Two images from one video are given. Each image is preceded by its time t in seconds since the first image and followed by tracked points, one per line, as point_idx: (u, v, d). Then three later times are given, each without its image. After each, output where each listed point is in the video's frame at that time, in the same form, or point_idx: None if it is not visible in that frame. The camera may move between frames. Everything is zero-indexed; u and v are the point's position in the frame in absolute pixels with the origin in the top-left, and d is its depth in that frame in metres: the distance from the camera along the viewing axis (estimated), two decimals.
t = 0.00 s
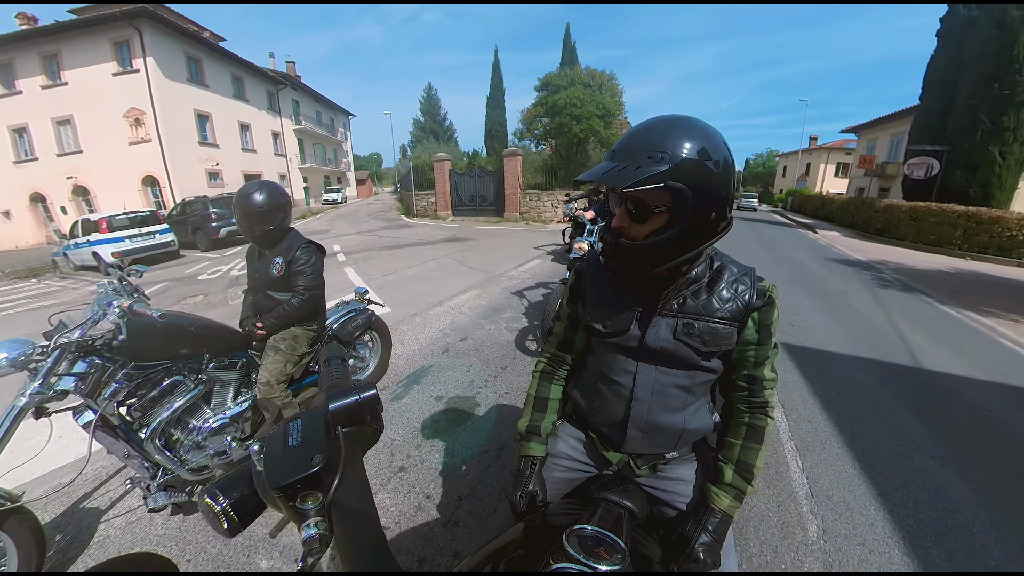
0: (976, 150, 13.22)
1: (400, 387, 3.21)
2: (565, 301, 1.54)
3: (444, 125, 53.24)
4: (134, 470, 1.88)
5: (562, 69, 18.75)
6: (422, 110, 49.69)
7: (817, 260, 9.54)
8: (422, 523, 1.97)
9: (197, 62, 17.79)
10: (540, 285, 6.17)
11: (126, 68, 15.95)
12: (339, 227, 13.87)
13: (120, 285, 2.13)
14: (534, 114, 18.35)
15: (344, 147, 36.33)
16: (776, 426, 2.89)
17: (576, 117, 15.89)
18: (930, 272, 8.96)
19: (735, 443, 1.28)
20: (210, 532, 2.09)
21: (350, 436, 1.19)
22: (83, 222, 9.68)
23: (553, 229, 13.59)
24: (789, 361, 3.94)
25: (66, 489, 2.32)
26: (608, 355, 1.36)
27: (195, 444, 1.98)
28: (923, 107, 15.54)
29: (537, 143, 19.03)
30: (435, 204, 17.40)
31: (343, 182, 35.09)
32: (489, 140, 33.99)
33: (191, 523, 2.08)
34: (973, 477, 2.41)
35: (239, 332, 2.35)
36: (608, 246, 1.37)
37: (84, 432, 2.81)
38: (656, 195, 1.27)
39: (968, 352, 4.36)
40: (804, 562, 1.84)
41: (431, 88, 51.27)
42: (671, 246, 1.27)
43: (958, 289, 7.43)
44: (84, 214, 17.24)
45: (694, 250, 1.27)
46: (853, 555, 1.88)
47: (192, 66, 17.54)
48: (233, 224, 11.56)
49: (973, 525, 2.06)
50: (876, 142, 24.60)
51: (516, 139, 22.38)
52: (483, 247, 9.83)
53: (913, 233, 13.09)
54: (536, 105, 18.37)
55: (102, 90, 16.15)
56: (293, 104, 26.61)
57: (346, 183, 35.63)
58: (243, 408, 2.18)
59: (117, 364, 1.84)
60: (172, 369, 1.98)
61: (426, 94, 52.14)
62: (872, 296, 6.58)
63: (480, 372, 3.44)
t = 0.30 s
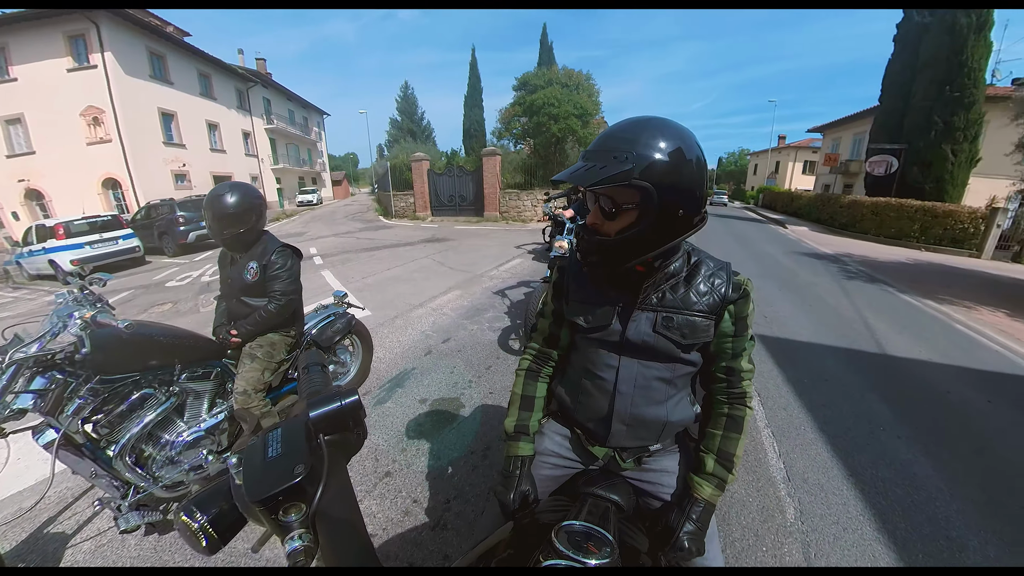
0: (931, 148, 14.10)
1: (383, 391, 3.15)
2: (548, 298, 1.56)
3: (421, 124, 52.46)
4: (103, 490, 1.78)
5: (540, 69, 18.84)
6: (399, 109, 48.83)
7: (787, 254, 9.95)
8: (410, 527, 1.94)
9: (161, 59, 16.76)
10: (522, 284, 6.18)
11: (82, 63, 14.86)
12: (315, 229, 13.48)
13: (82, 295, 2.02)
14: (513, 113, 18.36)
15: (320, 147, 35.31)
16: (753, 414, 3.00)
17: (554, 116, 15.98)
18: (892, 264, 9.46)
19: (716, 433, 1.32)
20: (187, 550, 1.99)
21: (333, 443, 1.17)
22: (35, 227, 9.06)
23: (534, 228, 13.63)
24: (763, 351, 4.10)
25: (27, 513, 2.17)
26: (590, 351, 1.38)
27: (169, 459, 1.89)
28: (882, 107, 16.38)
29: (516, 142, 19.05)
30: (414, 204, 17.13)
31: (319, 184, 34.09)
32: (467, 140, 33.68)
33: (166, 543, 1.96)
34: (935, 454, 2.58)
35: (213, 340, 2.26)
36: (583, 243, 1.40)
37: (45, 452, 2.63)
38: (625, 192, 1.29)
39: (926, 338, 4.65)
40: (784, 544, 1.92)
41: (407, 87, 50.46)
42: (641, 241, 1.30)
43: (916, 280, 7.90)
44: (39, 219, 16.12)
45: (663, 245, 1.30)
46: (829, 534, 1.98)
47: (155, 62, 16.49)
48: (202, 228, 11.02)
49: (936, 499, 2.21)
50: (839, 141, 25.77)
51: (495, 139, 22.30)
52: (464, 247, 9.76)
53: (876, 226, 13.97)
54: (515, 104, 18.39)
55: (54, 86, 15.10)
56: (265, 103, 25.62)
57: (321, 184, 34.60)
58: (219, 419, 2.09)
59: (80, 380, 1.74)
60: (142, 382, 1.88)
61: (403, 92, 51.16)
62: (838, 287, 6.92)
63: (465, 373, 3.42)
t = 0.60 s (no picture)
0: (890, 148, 14.66)
1: (366, 396, 3.08)
2: (530, 296, 1.56)
3: (399, 124, 51.53)
4: (69, 512, 1.68)
5: (517, 68, 18.86)
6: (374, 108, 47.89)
7: (759, 249, 10.32)
8: (397, 534, 1.91)
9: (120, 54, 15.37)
10: (503, 284, 6.18)
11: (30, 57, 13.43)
12: (290, 231, 13.06)
13: (40, 307, 1.88)
14: (491, 113, 18.31)
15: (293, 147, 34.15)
16: (732, 404, 3.10)
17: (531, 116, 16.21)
18: (857, 257, 9.96)
19: (696, 423, 1.36)
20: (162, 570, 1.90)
21: (316, 452, 1.15)
22: None
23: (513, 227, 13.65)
24: (739, 342, 4.25)
25: None
26: (573, 346, 1.40)
27: (140, 477, 1.79)
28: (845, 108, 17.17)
29: (495, 142, 19.03)
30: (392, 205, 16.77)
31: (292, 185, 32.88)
32: (445, 140, 33.33)
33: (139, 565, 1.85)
34: (899, 435, 2.75)
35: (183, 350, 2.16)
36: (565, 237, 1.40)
37: None
38: (606, 185, 1.30)
39: (887, 326, 4.92)
40: (764, 527, 2.00)
41: (383, 86, 49.55)
42: (622, 235, 1.32)
43: (879, 272, 8.32)
44: None
45: (642, 237, 1.33)
46: (806, 515, 2.07)
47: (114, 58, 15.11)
48: (169, 233, 10.46)
49: (902, 477, 2.35)
50: (806, 140, 26.89)
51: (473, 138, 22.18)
52: (445, 248, 9.67)
53: (841, 221, 14.79)
54: (494, 104, 18.36)
55: None
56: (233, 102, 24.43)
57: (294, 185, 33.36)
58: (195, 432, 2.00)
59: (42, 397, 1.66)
60: (108, 396, 1.78)
61: (378, 91, 49.92)
62: (806, 280, 7.24)
63: (448, 374, 3.39)
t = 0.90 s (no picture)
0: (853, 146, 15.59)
1: (347, 401, 3.01)
2: (512, 295, 1.55)
3: (376, 122, 50.34)
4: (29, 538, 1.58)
5: (494, 67, 18.78)
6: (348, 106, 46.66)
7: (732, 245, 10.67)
8: (385, 541, 1.87)
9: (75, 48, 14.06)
10: (484, 284, 6.16)
11: None
12: (263, 234, 12.61)
13: None
14: (469, 112, 18.17)
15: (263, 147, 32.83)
16: (711, 395, 3.20)
17: (509, 116, 16.20)
18: (823, 251, 10.43)
19: (677, 414, 1.40)
20: None
21: (294, 463, 1.13)
22: None
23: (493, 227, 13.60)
24: (715, 335, 4.39)
25: None
26: (558, 343, 1.41)
27: (108, 497, 1.70)
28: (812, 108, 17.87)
29: (473, 141, 18.92)
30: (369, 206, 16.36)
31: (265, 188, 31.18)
32: (423, 139, 32.78)
33: None
34: (867, 418, 2.91)
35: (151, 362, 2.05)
36: (575, 227, 1.35)
37: None
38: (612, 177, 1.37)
39: (853, 316, 5.19)
40: (745, 513, 2.07)
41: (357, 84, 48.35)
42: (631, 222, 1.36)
43: (845, 264, 8.74)
44: None
45: (644, 227, 1.38)
46: (783, 499, 2.16)
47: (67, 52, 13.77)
48: (132, 238, 9.89)
49: (872, 458, 2.48)
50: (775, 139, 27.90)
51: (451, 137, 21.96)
52: (424, 249, 9.55)
53: (808, 216, 15.57)
54: (471, 103, 18.31)
55: None
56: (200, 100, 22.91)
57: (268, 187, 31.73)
58: (167, 447, 1.91)
59: None
60: (69, 414, 1.67)
61: (354, 89, 48.72)
62: (777, 273, 7.55)
63: (431, 377, 3.35)
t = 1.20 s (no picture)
0: (820, 144, 16.47)
1: (328, 408, 2.92)
2: (495, 294, 1.55)
3: (352, 121, 49.02)
4: None
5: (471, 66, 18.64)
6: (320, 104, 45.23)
7: (708, 241, 11.00)
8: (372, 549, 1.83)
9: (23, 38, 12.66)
10: (466, 285, 6.12)
11: None
12: (233, 237, 12.10)
13: None
14: (446, 111, 17.98)
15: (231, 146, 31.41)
16: (691, 386, 3.29)
17: (487, 115, 16.12)
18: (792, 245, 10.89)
19: (660, 407, 1.43)
20: None
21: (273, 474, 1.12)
22: None
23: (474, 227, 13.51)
24: (693, 328, 4.51)
25: None
26: (543, 341, 1.42)
27: (74, 520, 1.61)
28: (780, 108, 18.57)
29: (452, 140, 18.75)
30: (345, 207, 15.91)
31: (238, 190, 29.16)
32: (400, 139, 32.15)
33: None
34: (838, 403, 3.06)
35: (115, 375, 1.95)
36: (581, 219, 1.33)
37: None
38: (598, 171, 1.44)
39: (821, 306, 5.43)
40: (727, 500, 2.14)
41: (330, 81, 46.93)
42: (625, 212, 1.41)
43: (814, 258, 9.14)
44: None
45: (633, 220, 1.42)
46: (763, 484, 2.25)
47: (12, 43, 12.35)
48: (91, 244, 9.28)
49: (844, 441, 2.61)
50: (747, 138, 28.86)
51: (429, 137, 21.68)
52: (403, 250, 9.40)
53: (778, 211, 16.20)
54: (448, 102, 18.11)
55: None
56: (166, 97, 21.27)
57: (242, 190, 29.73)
58: (138, 464, 1.84)
59: None
60: (27, 435, 1.56)
61: (327, 87, 47.25)
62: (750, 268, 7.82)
63: (414, 380, 3.31)
